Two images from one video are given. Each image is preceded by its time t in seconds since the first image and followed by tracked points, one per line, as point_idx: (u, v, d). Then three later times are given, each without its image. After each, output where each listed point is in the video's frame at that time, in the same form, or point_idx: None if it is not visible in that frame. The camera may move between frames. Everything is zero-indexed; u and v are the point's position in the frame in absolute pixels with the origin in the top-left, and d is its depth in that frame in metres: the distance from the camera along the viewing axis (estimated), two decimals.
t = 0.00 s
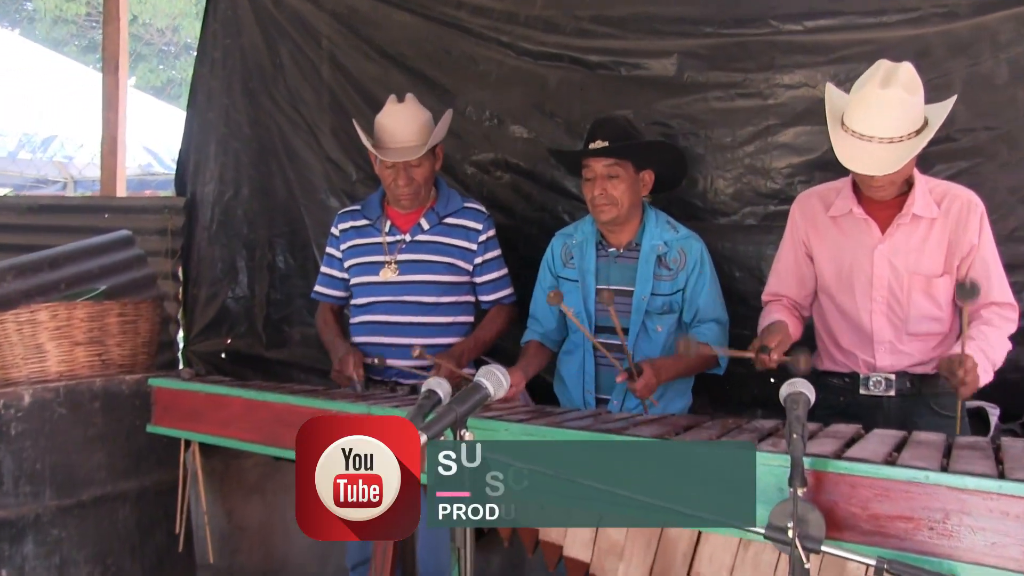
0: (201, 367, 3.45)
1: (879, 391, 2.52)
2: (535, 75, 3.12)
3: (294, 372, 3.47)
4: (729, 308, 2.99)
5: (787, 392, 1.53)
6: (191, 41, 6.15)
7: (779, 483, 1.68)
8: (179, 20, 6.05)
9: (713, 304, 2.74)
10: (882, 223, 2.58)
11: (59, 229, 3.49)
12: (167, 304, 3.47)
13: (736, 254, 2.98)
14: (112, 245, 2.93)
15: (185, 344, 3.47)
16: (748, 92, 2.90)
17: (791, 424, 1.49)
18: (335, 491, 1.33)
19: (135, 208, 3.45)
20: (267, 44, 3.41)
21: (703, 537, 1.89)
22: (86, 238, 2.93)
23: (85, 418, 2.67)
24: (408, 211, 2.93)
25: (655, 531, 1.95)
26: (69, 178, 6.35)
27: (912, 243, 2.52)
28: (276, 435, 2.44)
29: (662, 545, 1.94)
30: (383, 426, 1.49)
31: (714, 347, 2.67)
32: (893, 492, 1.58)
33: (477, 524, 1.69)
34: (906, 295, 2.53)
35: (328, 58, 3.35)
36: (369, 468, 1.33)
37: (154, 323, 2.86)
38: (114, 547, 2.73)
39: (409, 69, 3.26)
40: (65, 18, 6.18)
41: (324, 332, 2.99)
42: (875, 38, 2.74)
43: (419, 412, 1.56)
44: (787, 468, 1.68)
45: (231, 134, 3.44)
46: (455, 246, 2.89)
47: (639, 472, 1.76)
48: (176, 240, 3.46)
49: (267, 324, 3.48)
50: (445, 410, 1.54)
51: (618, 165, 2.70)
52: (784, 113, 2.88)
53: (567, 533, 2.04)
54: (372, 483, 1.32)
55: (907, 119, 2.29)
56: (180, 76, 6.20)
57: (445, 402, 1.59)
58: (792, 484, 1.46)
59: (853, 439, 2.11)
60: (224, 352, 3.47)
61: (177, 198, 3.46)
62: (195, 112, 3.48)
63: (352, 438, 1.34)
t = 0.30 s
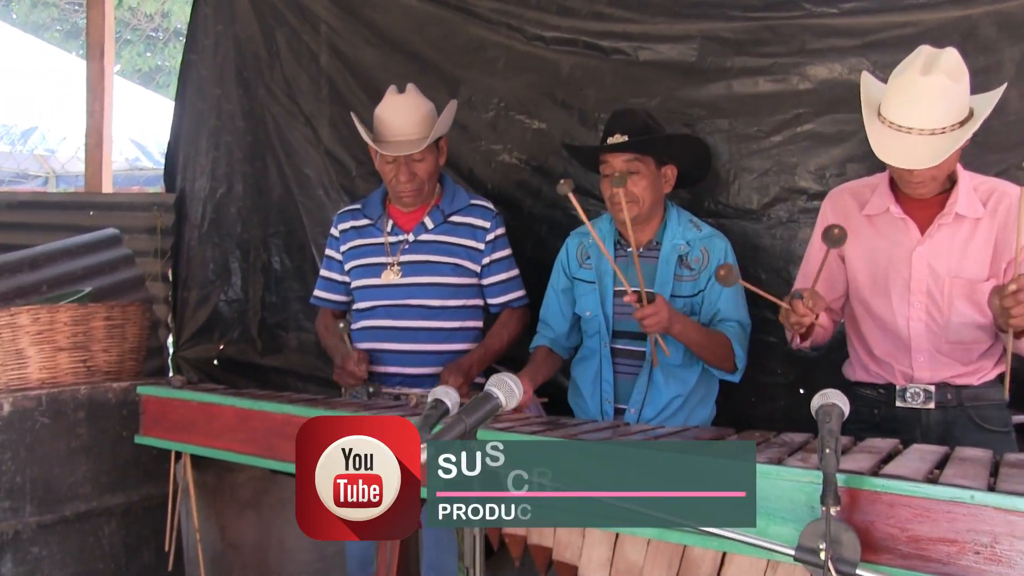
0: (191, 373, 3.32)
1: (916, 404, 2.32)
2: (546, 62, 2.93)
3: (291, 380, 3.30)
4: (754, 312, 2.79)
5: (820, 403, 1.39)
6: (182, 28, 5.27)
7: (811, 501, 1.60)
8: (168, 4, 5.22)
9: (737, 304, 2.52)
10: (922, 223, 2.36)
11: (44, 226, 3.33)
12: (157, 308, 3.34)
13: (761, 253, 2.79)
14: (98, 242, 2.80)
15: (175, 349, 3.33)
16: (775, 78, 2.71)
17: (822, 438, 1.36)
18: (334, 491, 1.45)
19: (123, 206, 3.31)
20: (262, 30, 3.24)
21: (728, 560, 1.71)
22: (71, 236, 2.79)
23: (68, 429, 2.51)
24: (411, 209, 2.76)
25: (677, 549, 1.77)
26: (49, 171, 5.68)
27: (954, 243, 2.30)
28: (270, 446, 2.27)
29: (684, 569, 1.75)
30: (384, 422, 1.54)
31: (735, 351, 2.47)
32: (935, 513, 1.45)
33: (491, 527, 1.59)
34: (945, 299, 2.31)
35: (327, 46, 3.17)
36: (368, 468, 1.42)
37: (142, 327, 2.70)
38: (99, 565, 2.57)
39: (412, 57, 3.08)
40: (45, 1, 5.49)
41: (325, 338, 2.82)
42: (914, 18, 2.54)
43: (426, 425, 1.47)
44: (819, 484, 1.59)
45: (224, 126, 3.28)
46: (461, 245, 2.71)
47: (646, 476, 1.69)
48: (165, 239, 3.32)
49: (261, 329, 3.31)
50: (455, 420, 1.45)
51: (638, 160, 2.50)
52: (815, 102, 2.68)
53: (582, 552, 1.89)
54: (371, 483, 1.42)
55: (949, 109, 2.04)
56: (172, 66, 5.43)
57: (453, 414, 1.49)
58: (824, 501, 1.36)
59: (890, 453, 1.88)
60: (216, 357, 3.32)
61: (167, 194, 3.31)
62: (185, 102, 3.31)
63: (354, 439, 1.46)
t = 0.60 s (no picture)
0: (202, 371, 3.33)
1: (931, 405, 2.30)
2: (558, 60, 2.92)
3: (304, 379, 3.27)
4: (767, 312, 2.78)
5: (835, 403, 1.40)
6: (196, 27, 5.37)
7: (824, 501, 1.59)
8: (183, 4, 5.30)
9: (750, 308, 2.54)
10: (937, 223, 2.34)
11: (60, 224, 3.34)
12: (170, 306, 3.36)
13: (774, 253, 2.78)
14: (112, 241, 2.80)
15: (188, 347, 3.35)
16: (789, 77, 2.69)
17: (836, 438, 1.37)
18: (337, 490, 2.03)
19: (135, 204, 3.33)
20: (273, 29, 3.24)
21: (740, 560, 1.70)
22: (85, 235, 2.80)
23: (82, 426, 2.52)
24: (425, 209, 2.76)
25: (690, 549, 1.76)
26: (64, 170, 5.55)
27: (969, 243, 2.28)
28: (282, 445, 2.28)
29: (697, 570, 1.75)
30: (384, 426, 2.04)
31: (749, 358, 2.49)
32: (949, 514, 1.44)
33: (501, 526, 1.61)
34: (961, 300, 2.29)
35: (339, 44, 3.16)
36: (374, 464, 2.01)
37: (156, 325, 2.71)
38: (113, 562, 2.58)
39: (425, 55, 3.07)
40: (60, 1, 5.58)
41: (337, 339, 2.82)
42: (929, 17, 2.53)
43: (438, 424, 1.47)
44: (832, 485, 1.58)
45: (235, 125, 3.29)
46: (475, 245, 2.71)
47: (657, 477, 1.67)
48: (179, 238, 3.35)
49: (271, 327, 3.30)
50: (467, 420, 1.45)
51: (647, 160, 2.51)
52: (829, 101, 2.67)
53: (595, 552, 1.88)
54: (371, 485, 2.02)
55: (965, 105, 2.02)
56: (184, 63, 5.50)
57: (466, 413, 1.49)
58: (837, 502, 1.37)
59: (904, 453, 1.87)
60: (227, 356, 3.32)
61: (181, 193, 3.34)
62: (198, 100, 3.32)
63: (353, 442, 2.06)
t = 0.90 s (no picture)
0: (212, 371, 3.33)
1: (942, 407, 2.30)
2: (568, 59, 2.91)
3: (313, 380, 3.23)
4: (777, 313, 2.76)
5: (847, 405, 1.38)
6: (207, 27, 5.26)
7: (836, 503, 1.58)
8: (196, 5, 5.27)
9: (761, 309, 2.52)
10: (950, 223, 2.33)
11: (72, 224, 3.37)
12: (181, 306, 3.37)
13: (785, 253, 2.76)
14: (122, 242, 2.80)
15: (198, 346, 3.36)
16: (800, 76, 2.68)
17: (848, 440, 1.36)
18: (337, 489, 2.19)
19: (146, 204, 3.35)
20: (283, 28, 3.23)
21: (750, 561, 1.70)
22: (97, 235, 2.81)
23: (93, 426, 2.53)
24: (437, 208, 2.76)
25: (699, 550, 1.76)
26: (75, 171, 5.71)
27: (982, 245, 2.27)
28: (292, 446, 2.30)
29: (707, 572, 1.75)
30: (384, 426, 2.09)
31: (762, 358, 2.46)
32: (962, 516, 1.43)
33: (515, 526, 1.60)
34: (974, 302, 2.28)
35: (348, 43, 3.15)
36: (370, 467, 2.13)
37: (167, 326, 2.71)
38: (123, 562, 2.58)
39: (434, 54, 3.05)
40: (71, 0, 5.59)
41: (349, 338, 2.77)
42: (942, 16, 2.51)
43: (449, 426, 1.47)
44: (843, 487, 1.57)
45: (245, 125, 3.29)
46: (487, 245, 2.70)
47: (665, 478, 1.67)
48: (189, 238, 3.36)
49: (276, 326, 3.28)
50: (479, 420, 1.45)
51: (660, 160, 2.50)
52: (840, 101, 2.65)
53: (605, 552, 1.88)
54: (370, 485, 2.16)
55: (978, 104, 2.00)
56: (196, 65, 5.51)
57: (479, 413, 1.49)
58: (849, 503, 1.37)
59: (914, 455, 1.85)
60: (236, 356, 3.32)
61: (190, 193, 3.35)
62: (208, 100, 3.33)
63: (353, 442, 2.15)
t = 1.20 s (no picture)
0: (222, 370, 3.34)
1: (953, 408, 2.28)
2: (578, 59, 2.91)
3: (321, 378, 3.25)
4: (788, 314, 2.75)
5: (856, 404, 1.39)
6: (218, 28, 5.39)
7: (847, 504, 1.59)
8: (206, 5, 5.35)
9: (773, 311, 2.53)
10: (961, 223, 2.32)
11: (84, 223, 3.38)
12: (191, 305, 3.38)
13: (795, 254, 2.75)
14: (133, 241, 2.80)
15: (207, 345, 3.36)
16: (811, 76, 2.67)
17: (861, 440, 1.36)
18: (337, 489, 2.21)
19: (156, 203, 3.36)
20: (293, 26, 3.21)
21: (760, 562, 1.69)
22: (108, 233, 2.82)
23: (105, 424, 2.53)
24: (449, 206, 2.77)
25: (711, 551, 1.75)
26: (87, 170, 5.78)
27: (993, 245, 2.25)
28: (303, 445, 2.31)
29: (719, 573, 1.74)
30: (384, 427, 2.15)
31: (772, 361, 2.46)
32: (976, 518, 1.42)
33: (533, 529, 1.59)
34: (985, 303, 2.26)
35: (359, 41, 3.13)
36: (370, 467, 2.17)
37: (178, 325, 2.72)
38: (134, 560, 2.59)
39: (444, 53, 3.04)
40: (83, 1, 5.67)
41: (355, 333, 2.76)
42: (955, 15, 2.50)
43: (461, 424, 1.46)
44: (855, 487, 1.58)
45: (254, 124, 3.27)
46: (500, 244, 2.71)
47: (672, 479, 1.72)
48: (199, 236, 3.36)
49: (284, 326, 3.28)
50: (490, 420, 1.44)
51: (675, 161, 2.52)
52: (852, 101, 2.64)
53: (616, 552, 1.86)
54: (370, 485, 2.19)
55: (993, 98, 1.99)
56: (206, 65, 5.51)
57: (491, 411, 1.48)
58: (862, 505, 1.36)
59: (926, 456, 1.84)
60: (245, 355, 3.32)
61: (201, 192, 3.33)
62: (216, 99, 3.32)
63: (353, 442, 2.19)
